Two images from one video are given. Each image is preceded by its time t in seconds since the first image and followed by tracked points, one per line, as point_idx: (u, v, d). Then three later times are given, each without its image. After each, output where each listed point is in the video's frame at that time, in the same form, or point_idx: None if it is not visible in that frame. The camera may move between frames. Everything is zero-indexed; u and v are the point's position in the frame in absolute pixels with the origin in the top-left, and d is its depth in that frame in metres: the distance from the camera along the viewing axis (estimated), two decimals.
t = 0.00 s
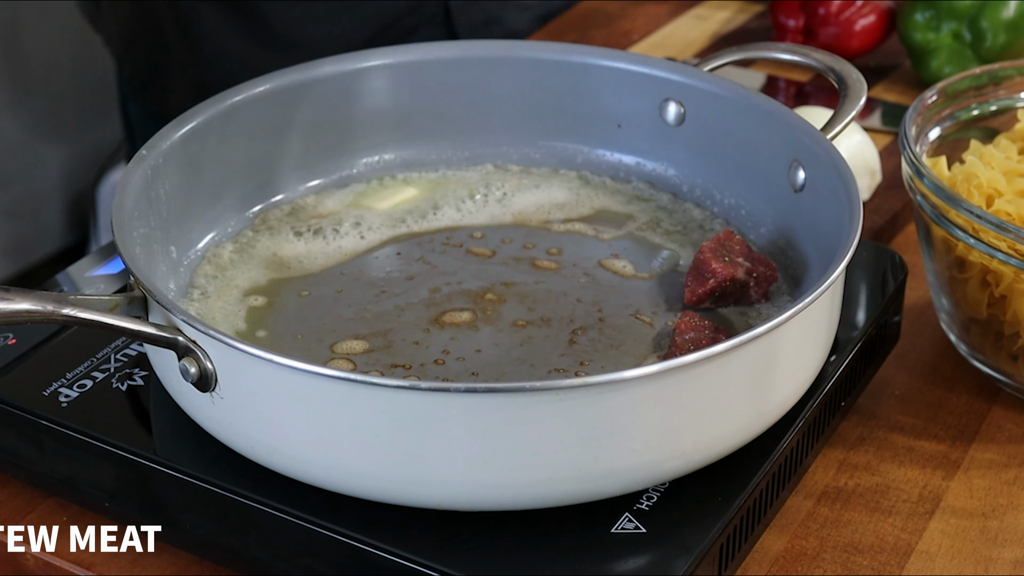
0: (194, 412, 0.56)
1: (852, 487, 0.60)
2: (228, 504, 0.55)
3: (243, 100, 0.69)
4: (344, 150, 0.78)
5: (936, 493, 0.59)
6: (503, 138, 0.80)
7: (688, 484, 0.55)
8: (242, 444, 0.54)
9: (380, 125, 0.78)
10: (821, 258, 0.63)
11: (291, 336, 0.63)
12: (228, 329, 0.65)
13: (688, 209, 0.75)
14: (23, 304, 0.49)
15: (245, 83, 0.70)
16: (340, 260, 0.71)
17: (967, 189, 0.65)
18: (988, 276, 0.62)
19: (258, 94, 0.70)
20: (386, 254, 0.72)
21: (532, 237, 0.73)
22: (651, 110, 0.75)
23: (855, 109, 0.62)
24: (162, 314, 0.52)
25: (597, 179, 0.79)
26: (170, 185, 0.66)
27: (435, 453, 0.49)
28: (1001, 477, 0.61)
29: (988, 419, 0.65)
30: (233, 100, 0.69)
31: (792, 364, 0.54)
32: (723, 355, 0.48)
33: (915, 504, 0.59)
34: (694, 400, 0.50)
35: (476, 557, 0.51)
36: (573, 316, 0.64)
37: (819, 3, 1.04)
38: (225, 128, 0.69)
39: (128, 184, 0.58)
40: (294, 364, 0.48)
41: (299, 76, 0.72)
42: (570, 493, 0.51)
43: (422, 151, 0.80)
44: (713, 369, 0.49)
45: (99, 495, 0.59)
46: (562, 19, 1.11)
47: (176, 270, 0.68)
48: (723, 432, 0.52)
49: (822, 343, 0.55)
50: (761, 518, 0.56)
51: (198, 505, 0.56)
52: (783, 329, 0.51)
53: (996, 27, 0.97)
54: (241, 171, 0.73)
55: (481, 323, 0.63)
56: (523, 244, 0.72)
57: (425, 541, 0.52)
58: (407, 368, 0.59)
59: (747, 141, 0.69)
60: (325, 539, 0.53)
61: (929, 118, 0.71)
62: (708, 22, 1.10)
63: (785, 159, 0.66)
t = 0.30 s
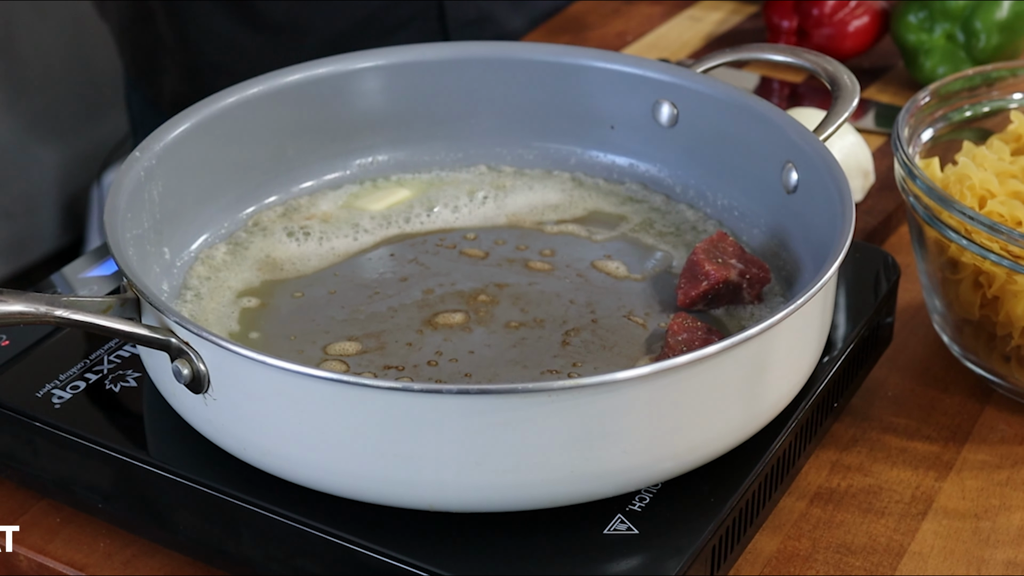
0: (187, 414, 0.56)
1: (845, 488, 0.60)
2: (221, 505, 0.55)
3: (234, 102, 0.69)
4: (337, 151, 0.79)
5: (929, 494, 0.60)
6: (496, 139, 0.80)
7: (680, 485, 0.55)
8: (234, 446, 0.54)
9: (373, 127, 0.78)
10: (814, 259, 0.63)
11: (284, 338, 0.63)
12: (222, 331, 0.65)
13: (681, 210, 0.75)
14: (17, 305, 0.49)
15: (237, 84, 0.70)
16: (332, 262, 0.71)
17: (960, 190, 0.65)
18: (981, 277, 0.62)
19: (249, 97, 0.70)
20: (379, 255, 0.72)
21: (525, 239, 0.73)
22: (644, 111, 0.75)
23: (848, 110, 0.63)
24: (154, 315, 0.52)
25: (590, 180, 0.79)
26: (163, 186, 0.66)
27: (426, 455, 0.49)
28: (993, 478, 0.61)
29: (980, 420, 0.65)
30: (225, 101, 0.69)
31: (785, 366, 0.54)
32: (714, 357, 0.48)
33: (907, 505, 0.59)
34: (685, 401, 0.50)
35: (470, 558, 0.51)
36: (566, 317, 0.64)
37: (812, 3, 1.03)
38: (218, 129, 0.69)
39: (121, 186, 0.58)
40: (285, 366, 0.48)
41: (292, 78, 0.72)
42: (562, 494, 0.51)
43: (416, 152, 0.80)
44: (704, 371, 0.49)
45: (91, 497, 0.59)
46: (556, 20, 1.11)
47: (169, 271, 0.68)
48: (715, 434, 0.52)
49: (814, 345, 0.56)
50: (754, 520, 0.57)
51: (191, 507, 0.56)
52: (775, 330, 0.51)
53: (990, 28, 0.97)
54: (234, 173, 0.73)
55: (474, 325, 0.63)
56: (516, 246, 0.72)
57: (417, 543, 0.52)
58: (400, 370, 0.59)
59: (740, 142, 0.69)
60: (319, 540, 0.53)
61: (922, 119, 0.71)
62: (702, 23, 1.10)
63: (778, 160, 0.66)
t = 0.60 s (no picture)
0: (177, 415, 0.56)
1: (838, 489, 0.60)
2: (212, 507, 0.55)
3: (223, 103, 0.69)
4: (328, 151, 0.78)
5: (923, 495, 0.59)
6: (488, 139, 0.80)
7: (673, 485, 0.55)
8: (224, 447, 0.54)
9: (364, 126, 0.78)
10: (807, 259, 0.63)
11: (274, 338, 0.63)
12: (212, 331, 0.64)
13: (674, 210, 0.75)
14: (5, 305, 0.49)
15: (228, 84, 0.70)
16: (323, 262, 0.71)
17: (952, 190, 0.65)
18: (974, 277, 0.62)
19: (239, 97, 0.70)
20: (370, 256, 0.71)
21: (517, 239, 0.73)
22: (636, 111, 0.75)
23: (840, 109, 0.62)
24: (144, 315, 0.52)
25: (583, 180, 0.79)
26: (152, 186, 0.65)
27: (417, 455, 0.49)
28: (987, 478, 0.61)
29: (974, 420, 0.65)
30: (216, 101, 0.69)
31: (777, 366, 0.54)
32: (705, 357, 0.48)
33: (901, 506, 0.59)
34: (677, 401, 0.50)
35: (462, 559, 0.51)
36: (558, 317, 0.64)
37: (804, 3, 1.04)
38: (208, 129, 0.69)
39: (111, 185, 0.58)
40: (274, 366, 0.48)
41: (282, 77, 0.72)
42: (554, 495, 0.51)
43: (408, 152, 0.80)
44: (696, 371, 0.49)
45: (82, 498, 0.58)
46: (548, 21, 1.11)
47: (159, 272, 0.68)
48: (707, 434, 0.52)
49: (807, 345, 0.55)
50: (747, 520, 0.56)
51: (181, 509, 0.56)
52: (767, 330, 0.51)
53: (983, 28, 0.97)
54: (224, 173, 0.73)
55: (466, 325, 0.63)
56: (508, 246, 0.72)
57: (408, 544, 0.52)
58: (391, 370, 0.59)
59: (732, 141, 0.69)
60: (311, 541, 0.53)
61: (914, 119, 0.71)
62: (694, 23, 1.10)
63: (770, 160, 0.66)
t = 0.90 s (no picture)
0: (202, 414, 0.56)
1: (859, 489, 0.60)
2: (235, 506, 0.55)
3: (245, 102, 0.69)
4: (350, 150, 0.79)
5: (943, 496, 0.60)
6: (510, 140, 0.80)
7: (695, 486, 0.55)
8: (249, 446, 0.54)
9: (385, 127, 0.78)
10: (828, 260, 0.63)
11: (298, 338, 0.63)
12: (234, 331, 0.65)
13: (694, 211, 0.75)
14: (30, 305, 0.48)
15: (250, 84, 0.70)
16: (345, 262, 0.71)
17: (973, 191, 0.65)
18: (994, 278, 0.62)
19: (261, 97, 0.70)
20: (392, 256, 0.72)
21: (539, 239, 0.73)
22: (657, 111, 0.75)
23: (861, 110, 0.62)
24: (168, 315, 0.52)
25: (603, 180, 0.79)
26: (175, 186, 0.66)
27: (444, 456, 0.49)
28: (1007, 479, 0.61)
29: (994, 422, 0.65)
30: (238, 101, 0.69)
31: (800, 367, 0.54)
32: (730, 358, 0.48)
33: (922, 506, 0.59)
34: (702, 402, 0.50)
35: (487, 559, 0.51)
36: (579, 318, 0.64)
37: (823, 4, 1.04)
38: (230, 128, 0.69)
39: (136, 184, 0.58)
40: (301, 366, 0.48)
41: (304, 77, 0.72)
42: (579, 495, 0.51)
43: (429, 152, 0.80)
44: (720, 372, 0.49)
45: (106, 497, 0.59)
46: (566, 21, 1.12)
47: (182, 272, 0.68)
48: (731, 435, 0.52)
49: (829, 345, 0.55)
50: (769, 521, 0.57)
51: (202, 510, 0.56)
52: (790, 331, 0.51)
53: (1001, 29, 0.97)
54: (246, 172, 0.73)
55: (488, 325, 0.63)
56: (530, 246, 0.72)
57: (432, 544, 0.52)
58: (414, 371, 0.59)
59: (753, 142, 0.69)
60: (335, 541, 0.53)
61: (934, 119, 0.71)
62: (712, 23, 1.10)
63: (792, 160, 0.66)
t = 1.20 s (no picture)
0: (215, 421, 0.56)
1: (873, 498, 0.60)
2: (248, 513, 0.55)
3: (261, 110, 0.70)
4: (365, 158, 0.79)
5: (957, 504, 0.59)
6: (524, 147, 0.80)
7: (708, 494, 0.55)
8: (262, 453, 0.54)
9: (400, 134, 0.78)
10: (843, 268, 0.63)
11: (312, 345, 0.63)
12: (248, 338, 0.65)
13: (708, 218, 0.75)
14: (45, 312, 0.49)
15: (266, 91, 0.70)
16: (359, 269, 0.71)
17: (988, 200, 0.65)
18: (1009, 286, 0.62)
19: (277, 104, 0.71)
20: (406, 263, 0.72)
21: (553, 246, 0.73)
22: (672, 118, 0.75)
23: (876, 118, 0.62)
24: (182, 322, 0.52)
25: (617, 188, 0.79)
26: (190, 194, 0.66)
27: (457, 463, 0.49)
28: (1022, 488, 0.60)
29: (1008, 430, 0.64)
30: (253, 108, 0.69)
31: (814, 375, 0.53)
32: (744, 366, 0.48)
33: (936, 515, 0.59)
34: (717, 410, 0.50)
35: (500, 567, 0.51)
36: (593, 325, 0.64)
37: (839, 11, 1.04)
38: (246, 136, 0.70)
39: (151, 191, 0.58)
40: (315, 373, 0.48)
41: (320, 85, 0.72)
42: (592, 503, 0.51)
43: (442, 160, 0.80)
44: (735, 380, 0.49)
45: (120, 504, 0.59)
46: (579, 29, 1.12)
47: (196, 279, 0.68)
48: (745, 443, 0.52)
49: (844, 354, 0.55)
50: (782, 529, 0.56)
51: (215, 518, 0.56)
52: (804, 339, 0.51)
53: (1017, 36, 0.96)
54: (262, 180, 0.73)
55: (501, 333, 0.63)
56: (544, 254, 0.72)
57: (444, 551, 0.52)
58: (428, 378, 0.59)
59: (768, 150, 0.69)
60: (347, 548, 0.53)
61: (950, 128, 0.70)
62: (727, 31, 1.10)
63: (807, 168, 0.66)
